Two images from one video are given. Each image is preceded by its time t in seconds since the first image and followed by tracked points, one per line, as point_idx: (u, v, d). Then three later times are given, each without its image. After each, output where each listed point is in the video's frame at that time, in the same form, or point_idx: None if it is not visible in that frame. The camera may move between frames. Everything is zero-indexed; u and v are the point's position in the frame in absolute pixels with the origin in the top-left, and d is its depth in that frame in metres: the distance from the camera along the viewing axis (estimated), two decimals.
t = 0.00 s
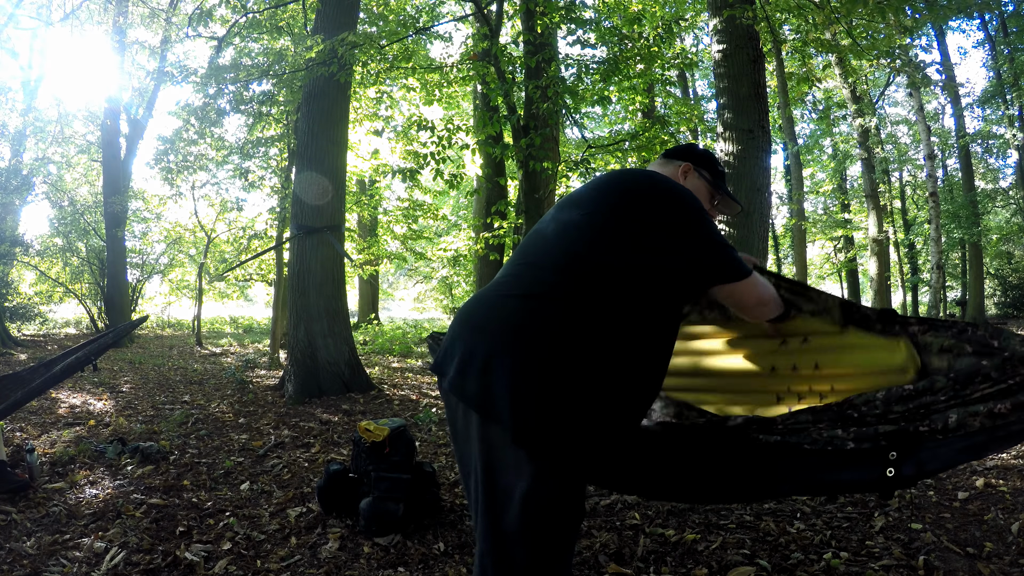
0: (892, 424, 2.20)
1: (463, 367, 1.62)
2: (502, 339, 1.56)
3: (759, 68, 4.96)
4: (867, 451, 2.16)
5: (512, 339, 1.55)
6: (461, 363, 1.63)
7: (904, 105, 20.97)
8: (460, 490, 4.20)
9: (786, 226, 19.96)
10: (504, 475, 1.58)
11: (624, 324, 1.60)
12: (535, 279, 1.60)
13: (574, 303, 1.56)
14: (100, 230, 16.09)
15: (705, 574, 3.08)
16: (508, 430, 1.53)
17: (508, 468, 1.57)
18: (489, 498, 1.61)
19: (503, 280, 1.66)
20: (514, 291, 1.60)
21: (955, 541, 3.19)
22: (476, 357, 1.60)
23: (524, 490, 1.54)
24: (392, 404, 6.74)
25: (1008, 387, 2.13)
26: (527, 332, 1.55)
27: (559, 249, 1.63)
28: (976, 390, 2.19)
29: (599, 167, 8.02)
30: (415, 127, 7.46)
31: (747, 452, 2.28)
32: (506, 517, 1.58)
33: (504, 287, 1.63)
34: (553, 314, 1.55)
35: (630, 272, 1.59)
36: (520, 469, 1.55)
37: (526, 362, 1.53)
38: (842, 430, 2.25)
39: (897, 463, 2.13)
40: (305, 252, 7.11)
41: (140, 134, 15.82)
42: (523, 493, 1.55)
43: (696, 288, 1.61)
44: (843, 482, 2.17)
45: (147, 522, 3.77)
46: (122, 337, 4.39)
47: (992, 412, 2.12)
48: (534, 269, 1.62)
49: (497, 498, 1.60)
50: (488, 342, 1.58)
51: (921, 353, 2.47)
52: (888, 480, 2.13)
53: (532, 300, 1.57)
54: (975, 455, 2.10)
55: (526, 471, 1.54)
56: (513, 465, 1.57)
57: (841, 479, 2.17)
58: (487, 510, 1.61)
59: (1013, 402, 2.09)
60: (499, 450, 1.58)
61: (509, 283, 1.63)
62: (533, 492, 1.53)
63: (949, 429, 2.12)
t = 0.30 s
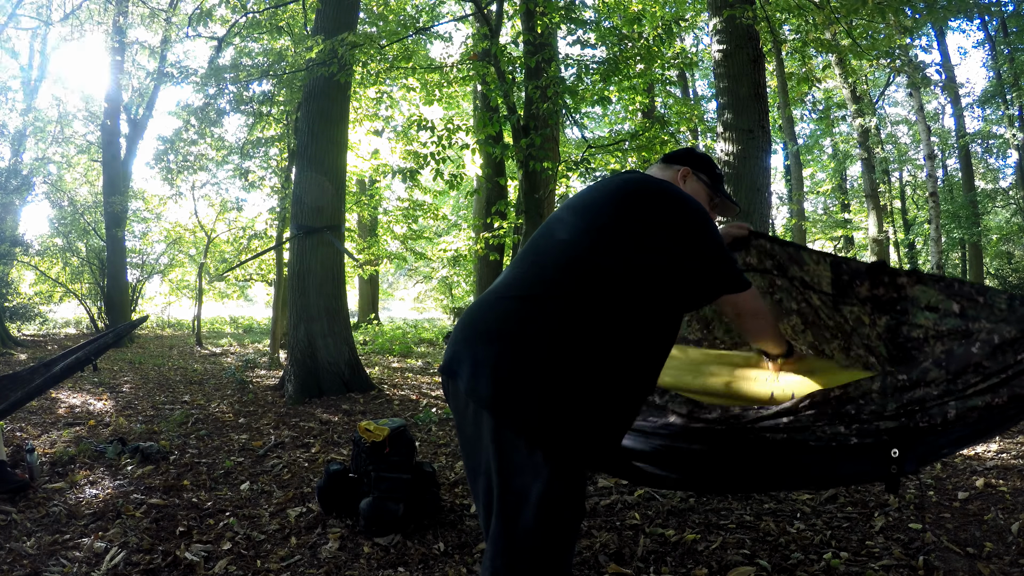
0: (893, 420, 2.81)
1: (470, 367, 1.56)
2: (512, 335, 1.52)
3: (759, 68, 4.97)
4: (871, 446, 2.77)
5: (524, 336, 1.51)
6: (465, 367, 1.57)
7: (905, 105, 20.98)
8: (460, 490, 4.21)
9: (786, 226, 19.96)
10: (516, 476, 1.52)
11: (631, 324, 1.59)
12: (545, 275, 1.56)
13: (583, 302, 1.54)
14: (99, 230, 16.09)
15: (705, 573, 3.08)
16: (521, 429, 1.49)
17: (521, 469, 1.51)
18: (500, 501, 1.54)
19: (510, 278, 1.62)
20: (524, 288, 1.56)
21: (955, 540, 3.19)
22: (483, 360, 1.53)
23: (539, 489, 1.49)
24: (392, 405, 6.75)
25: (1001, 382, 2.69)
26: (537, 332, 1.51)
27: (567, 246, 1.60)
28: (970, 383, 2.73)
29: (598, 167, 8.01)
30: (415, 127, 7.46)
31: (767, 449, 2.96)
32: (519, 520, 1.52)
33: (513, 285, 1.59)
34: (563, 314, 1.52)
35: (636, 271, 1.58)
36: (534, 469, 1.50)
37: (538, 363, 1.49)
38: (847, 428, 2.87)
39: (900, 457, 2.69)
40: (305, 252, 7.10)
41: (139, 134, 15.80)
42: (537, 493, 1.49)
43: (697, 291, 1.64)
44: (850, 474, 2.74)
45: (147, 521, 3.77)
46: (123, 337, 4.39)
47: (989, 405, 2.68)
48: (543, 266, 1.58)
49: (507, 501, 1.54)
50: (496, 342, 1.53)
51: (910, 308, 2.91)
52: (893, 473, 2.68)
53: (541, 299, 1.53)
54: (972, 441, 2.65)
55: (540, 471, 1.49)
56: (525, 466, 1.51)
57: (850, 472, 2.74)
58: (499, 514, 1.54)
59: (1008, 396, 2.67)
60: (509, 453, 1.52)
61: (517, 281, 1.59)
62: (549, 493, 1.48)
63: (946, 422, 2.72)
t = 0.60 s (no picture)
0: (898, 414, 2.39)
1: (474, 366, 1.56)
2: (519, 333, 1.52)
3: (759, 68, 4.97)
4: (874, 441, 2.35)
5: (529, 336, 1.51)
6: (470, 365, 1.57)
7: (904, 105, 20.99)
8: (460, 490, 4.21)
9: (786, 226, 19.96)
10: (518, 476, 1.51)
11: (633, 328, 1.59)
12: (549, 276, 1.57)
13: (586, 304, 1.53)
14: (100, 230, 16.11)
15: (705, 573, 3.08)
16: (524, 427, 1.48)
17: (524, 468, 1.50)
18: (502, 499, 1.53)
19: (515, 279, 1.63)
20: (529, 289, 1.57)
21: (955, 541, 3.19)
22: (488, 359, 1.53)
23: (541, 489, 1.48)
24: (392, 405, 6.74)
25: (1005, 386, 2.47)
26: (541, 331, 1.51)
27: (571, 248, 1.60)
28: (975, 386, 2.48)
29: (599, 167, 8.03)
30: (415, 127, 7.46)
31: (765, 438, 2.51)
32: (521, 519, 1.51)
33: (518, 286, 1.59)
34: (568, 315, 1.52)
35: (640, 275, 1.59)
36: (537, 468, 1.49)
37: (541, 362, 1.49)
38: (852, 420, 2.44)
39: (901, 450, 2.30)
40: (305, 252, 7.10)
41: (140, 134, 15.81)
42: (539, 492, 1.48)
43: (700, 297, 1.63)
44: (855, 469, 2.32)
45: (148, 521, 3.77)
46: (122, 337, 4.39)
47: (993, 406, 2.45)
48: (547, 267, 1.59)
49: (509, 500, 1.53)
50: (502, 341, 1.53)
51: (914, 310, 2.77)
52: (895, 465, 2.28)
53: (547, 300, 1.53)
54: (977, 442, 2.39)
55: (543, 470, 1.48)
56: (528, 465, 1.50)
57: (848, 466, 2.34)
58: (500, 513, 1.53)
59: (1013, 398, 2.46)
60: (512, 451, 1.51)
61: (522, 282, 1.60)
62: (551, 492, 1.47)
63: (951, 422, 2.39)
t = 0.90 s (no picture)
0: (895, 423, 2.70)
1: (474, 364, 1.54)
2: (521, 334, 1.50)
3: (759, 68, 4.97)
4: (872, 448, 2.66)
5: (530, 336, 1.49)
6: (471, 362, 1.55)
7: (905, 105, 21.00)
8: (460, 490, 4.21)
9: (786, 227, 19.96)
10: (516, 474, 1.52)
11: (645, 331, 1.60)
12: (550, 276, 1.56)
13: (592, 307, 1.53)
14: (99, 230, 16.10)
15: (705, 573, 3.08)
16: (524, 428, 1.48)
17: (522, 466, 1.51)
18: (499, 497, 1.54)
19: (518, 278, 1.61)
20: (530, 289, 1.55)
21: (955, 541, 3.19)
22: (489, 358, 1.51)
23: (537, 488, 1.49)
24: (392, 405, 6.75)
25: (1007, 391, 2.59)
26: (543, 333, 1.49)
27: (574, 249, 1.60)
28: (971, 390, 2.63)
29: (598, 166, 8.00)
30: (415, 127, 7.45)
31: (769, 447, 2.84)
32: (518, 517, 1.52)
33: (520, 284, 1.58)
34: (570, 315, 1.51)
35: (643, 280, 1.60)
36: (534, 467, 1.50)
37: (544, 363, 1.48)
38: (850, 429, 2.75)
39: (898, 461, 2.60)
40: (305, 253, 7.10)
41: (139, 134, 15.79)
42: (535, 491, 1.49)
43: (699, 303, 1.69)
44: (842, 481, 2.63)
45: (147, 521, 3.77)
46: (122, 337, 4.39)
47: (993, 414, 2.58)
48: (550, 267, 1.58)
49: (506, 497, 1.54)
50: (504, 340, 1.51)
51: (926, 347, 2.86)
52: (892, 477, 2.60)
53: (548, 298, 1.52)
54: (975, 453, 2.53)
55: (540, 468, 1.49)
56: (525, 463, 1.51)
57: (844, 478, 2.64)
58: (496, 511, 1.55)
59: (1014, 406, 2.55)
60: (510, 450, 1.52)
61: (524, 280, 1.59)
62: (548, 492, 1.49)
63: (950, 429, 2.60)
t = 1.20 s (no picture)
0: (885, 421, 2.55)
1: (487, 363, 1.54)
2: (534, 334, 1.50)
3: (759, 68, 4.96)
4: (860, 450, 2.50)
5: (542, 337, 1.50)
6: (484, 364, 1.55)
7: (904, 105, 21.01)
8: (460, 490, 4.21)
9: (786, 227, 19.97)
10: (530, 474, 1.52)
11: (656, 334, 1.60)
12: (562, 276, 1.56)
13: (601, 308, 1.53)
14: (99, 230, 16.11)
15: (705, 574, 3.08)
16: (537, 428, 1.49)
17: (536, 466, 1.52)
18: (511, 496, 1.55)
19: (529, 278, 1.61)
20: (542, 289, 1.55)
21: (955, 540, 3.19)
22: (502, 357, 1.52)
23: (549, 488, 1.50)
24: (392, 405, 6.75)
25: (1001, 386, 2.50)
26: (551, 335, 1.50)
27: (586, 250, 1.60)
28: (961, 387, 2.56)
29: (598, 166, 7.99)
30: (415, 127, 7.45)
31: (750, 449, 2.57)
32: (531, 515, 1.53)
33: (531, 284, 1.58)
34: (581, 317, 1.51)
35: (653, 282, 1.60)
36: (548, 467, 1.50)
37: (555, 365, 1.49)
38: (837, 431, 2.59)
39: (888, 455, 2.44)
40: (305, 252, 7.10)
41: (139, 133, 15.79)
42: (549, 491, 1.50)
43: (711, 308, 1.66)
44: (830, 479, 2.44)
45: (147, 521, 3.77)
46: (123, 336, 4.40)
47: (990, 408, 2.45)
48: (562, 267, 1.58)
49: (518, 496, 1.54)
50: (516, 340, 1.52)
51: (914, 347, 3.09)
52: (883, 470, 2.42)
53: (559, 301, 1.52)
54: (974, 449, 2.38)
55: (553, 469, 1.50)
56: (538, 464, 1.52)
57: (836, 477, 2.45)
58: (509, 509, 1.55)
59: (1010, 399, 2.45)
60: (524, 451, 1.53)
61: (535, 280, 1.58)
62: (561, 491, 1.49)
63: (944, 428, 2.46)
